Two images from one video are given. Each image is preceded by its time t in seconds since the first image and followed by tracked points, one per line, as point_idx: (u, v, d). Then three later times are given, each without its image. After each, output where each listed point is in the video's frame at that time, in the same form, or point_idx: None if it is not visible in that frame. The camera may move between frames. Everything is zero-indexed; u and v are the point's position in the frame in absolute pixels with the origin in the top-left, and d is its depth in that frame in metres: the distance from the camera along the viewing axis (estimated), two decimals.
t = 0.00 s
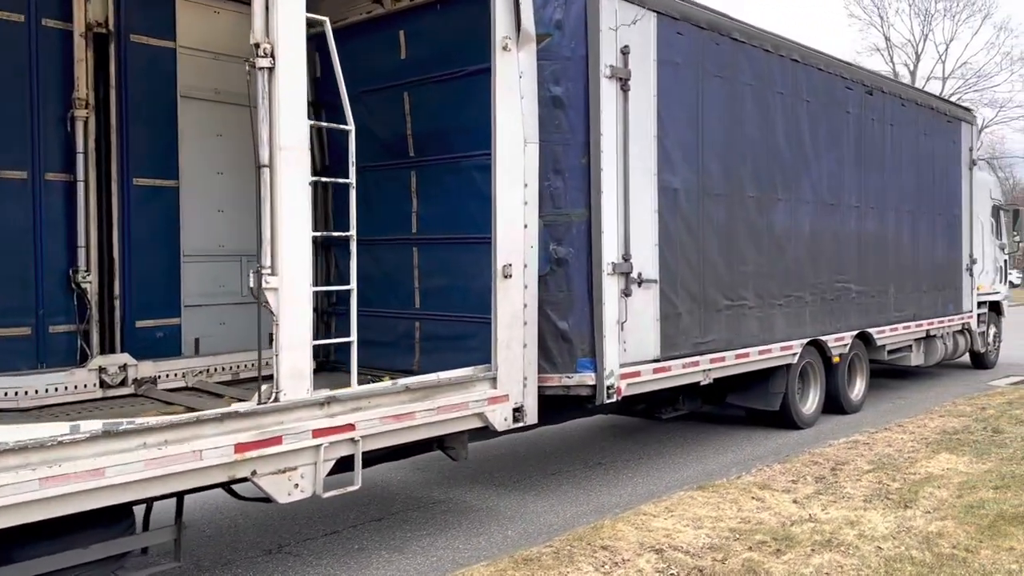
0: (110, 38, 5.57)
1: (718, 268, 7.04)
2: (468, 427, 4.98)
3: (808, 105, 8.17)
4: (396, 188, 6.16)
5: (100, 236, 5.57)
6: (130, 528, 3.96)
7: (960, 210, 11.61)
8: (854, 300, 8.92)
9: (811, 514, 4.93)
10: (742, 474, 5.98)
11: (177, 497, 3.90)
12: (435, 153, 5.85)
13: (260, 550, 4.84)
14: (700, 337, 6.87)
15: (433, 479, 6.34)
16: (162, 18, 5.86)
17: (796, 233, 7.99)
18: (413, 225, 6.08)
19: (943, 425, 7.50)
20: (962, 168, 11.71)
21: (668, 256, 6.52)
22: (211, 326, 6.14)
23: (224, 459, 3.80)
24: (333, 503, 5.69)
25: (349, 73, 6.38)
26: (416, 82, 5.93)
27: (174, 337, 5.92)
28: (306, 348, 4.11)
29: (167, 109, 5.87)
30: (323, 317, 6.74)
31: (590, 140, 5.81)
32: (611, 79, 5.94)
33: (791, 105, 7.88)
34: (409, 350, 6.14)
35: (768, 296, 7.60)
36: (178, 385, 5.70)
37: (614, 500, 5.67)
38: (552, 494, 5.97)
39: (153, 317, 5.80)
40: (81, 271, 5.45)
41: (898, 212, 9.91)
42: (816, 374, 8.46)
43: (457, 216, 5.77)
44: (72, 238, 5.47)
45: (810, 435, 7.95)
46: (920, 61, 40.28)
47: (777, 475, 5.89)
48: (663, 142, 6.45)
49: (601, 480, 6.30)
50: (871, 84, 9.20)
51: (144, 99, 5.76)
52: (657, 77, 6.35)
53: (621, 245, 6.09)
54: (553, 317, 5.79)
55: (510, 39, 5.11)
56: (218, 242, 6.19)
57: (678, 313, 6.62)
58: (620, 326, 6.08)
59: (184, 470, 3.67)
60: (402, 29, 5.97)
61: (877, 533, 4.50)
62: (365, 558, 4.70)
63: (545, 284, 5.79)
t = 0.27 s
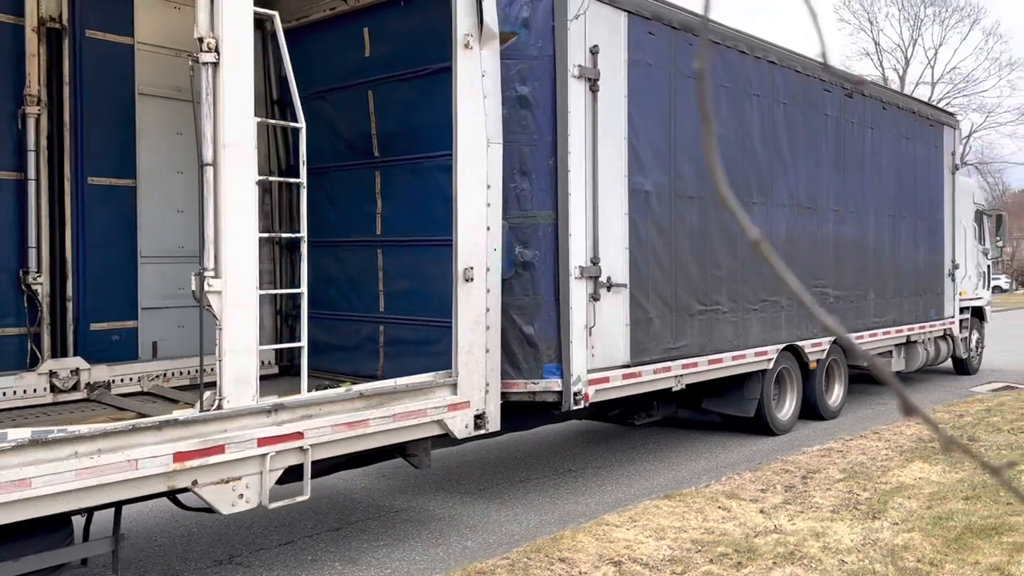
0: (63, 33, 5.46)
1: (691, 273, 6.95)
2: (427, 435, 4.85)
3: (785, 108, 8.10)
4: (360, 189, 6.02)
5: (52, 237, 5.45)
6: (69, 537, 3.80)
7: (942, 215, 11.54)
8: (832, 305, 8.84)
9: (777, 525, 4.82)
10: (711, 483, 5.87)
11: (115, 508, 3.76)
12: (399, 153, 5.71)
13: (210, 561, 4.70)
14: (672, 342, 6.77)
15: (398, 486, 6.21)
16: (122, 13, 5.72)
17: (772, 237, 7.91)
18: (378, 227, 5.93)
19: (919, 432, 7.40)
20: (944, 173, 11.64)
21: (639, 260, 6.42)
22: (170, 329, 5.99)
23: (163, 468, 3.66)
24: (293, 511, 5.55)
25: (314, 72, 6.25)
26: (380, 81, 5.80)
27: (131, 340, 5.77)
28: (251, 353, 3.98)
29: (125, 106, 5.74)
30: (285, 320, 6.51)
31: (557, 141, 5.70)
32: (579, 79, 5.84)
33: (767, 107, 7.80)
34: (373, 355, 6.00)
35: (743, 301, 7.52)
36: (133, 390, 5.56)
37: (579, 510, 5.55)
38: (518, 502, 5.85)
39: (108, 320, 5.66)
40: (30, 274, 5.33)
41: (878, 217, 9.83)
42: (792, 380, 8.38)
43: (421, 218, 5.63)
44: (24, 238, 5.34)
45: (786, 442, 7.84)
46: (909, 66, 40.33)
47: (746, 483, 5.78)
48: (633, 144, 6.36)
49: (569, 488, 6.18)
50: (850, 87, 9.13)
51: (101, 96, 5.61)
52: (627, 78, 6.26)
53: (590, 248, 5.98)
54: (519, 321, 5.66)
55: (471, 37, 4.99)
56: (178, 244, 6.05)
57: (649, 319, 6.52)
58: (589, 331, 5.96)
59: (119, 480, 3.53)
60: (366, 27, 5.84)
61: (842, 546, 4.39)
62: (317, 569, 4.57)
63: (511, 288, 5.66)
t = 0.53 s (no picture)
0: (18, 27, 5.34)
1: (667, 274, 6.84)
2: (386, 441, 4.71)
3: (766, 107, 7.99)
4: (326, 187, 5.88)
5: (6, 237, 5.33)
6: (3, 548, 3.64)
7: (931, 216, 11.41)
8: (816, 308, 8.70)
9: (745, 534, 4.69)
10: (684, 490, 5.73)
11: (50, 517, 3.61)
12: (363, 151, 5.57)
13: (160, 571, 4.55)
14: (648, 345, 6.64)
15: (364, 493, 6.07)
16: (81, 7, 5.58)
17: (752, 238, 7.81)
18: (343, 227, 5.79)
19: (901, 437, 7.26)
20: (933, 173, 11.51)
21: (613, 261, 6.30)
22: (130, 331, 5.85)
23: (98, 476, 3.50)
24: (252, 519, 5.41)
25: (279, 68, 6.12)
26: (345, 77, 5.66)
27: (89, 342, 5.63)
28: (195, 357, 3.84)
29: (82, 101, 5.58)
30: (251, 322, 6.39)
31: (526, 139, 5.56)
32: (550, 76, 5.70)
33: (747, 106, 7.70)
34: (338, 358, 5.86)
35: (721, 303, 7.42)
36: (89, 393, 5.42)
37: (546, 517, 5.41)
38: (485, 509, 5.71)
39: (65, 321, 5.51)
40: None
41: (864, 218, 9.71)
42: (775, 385, 8.29)
43: (386, 218, 5.49)
44: None
45: (767, 446, 7.71)
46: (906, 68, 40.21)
47: (719, 491, 5.64)
48: (607, 143, 6.24)
49: (540, 495, 6.04)
50: (835, 86, 9.00)
51: (58, 92, 5.46)
52: (601, 75, 6.14)
53: (561, 249, 5.84)
54: (487, 323, 5.51)
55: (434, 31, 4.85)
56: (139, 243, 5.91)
57: (623, 321, 6.39)
58: (559, 333, 5.82)
59: (50, 489, 3.38)
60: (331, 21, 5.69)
61: (810, 557, 4.25)
62: None
63: (478, 289, 5.51)
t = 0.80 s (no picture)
0: None
1: (642, 278, 6.72)
2: (340, 452, 4.57)
3: (746, 107, 7.87)
4: (288, 190, 5.74)
5: None
6: None
7: (919, 218, 11.28)
8: (797, 312, 8.58)
9: (711, 547, 4.55)
10: (653, 501, 5.59)
11: None
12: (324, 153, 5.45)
13: None
14: (620, 350, 6.50)
15: (328, 503, 5.92)
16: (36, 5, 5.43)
17: (730, 241, 7.69)
18: (304, 230, 5.65)
19: (882, 444, 7.13)
20: (921, 175, 11.37)
21: (584, 265, 6.17)
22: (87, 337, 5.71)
23: (25, 492, 3.34)
24: (209, 531, 5.27)
25: (242, 68, 6.03)
26: (306, 77, 5.53)
27: (42, 349, 5.49)
28: (132, 366, 3.70)
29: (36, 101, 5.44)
30: (215, 328, 6.33)
31: (491, 140, 5.42)
32: (516, 75, 5.57)
33: (725, 107, 7.58)
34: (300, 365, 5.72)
35: (697, 307, 7.30)
36: (41, 402, 5.30)
37: (511, 529, 5.27)
38: (450, 520, 5.56)
39: (17, 327, 5.37)
40: None
41: (849, 220, 9.58)
42: (756, 390, 8.16)
43: (347, 222, 5.35)
44: None
45: (746, 454, 7.57)
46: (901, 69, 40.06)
47: (689, 501, 5.50)
48: (577, 144, 6.11)
49: (507, 505, 5.90)
50: (817, 86, 8.88)
51: (10, 91, 5.32)
52: (571, 75, 6.01)
53: (528, 253, 5.70)
54: (450, 329, 5.35)
55: (391, 29, 4.71)
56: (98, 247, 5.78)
57: (595, 327, 6.25)
58: (526, 339, 5.68)
59: None
60: (291, 20, 5.56)
61: (774, 572, 4.12)
62: None
63: (441, 295, 5.36)
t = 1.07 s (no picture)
0: None
1: (616, 281, 6.56)
2: (290, 463, 4.41)
3: (724, 108, 7.72)
4: (247, 192, 5.59)
5: None
6: None
7: (907, 220, 11.13)
8: (778, 315, 8.47)
9: (675, 561, 4.39)
10: (623, 511, 5.43)
11: None
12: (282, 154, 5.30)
13: None
14: (593, 356, 6.34)
15: (290, 515, 5.76)
16: None
17: (708, 244, 7.55)
18: (263, 233, 5.50)
19: (863, 451, 6.98)
20: (908, 176, 11.23)
21: (554, 269, 6.00)
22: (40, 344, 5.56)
23: None
24: (163, 546, 5.12)
25: (202, 67, 5.89)
26: (264, 75, 5.39)
27: None
28: (61, 375, 3.53)
29: None
30: (176, 334, 6.21)
31: (454, 140, 5.26)
32: (480, 73, 5.41)
33: (702, 107, 7.44)
34: (260, 372, 5.56)
35: (675, 311, 7.15)
36: None
37: (474, 541, 5.10)
38: (413, 532, 5.40)
39: None
40: None
41: (834, 223, 9.43)
42: (738, 396, 8.03)
43: (304, 225, 5.19)
44: None
45: (725, 461, 7.41)
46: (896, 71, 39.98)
47: (659, 512, 5.34)
48: (547, 144, 5.95)
49: (474, 515, 5.73)
50: (799, 86, 8.74)
51: None
52: (539, 73, 5.86)
53: (494, 257, 5.54)
54: (411, 335, 5.19)
55: (343, 25, 4.56)
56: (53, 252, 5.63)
57: (565, 332, 6.09)
58: (492, 345, 5.51)
59: None
60: (248, 17, 5.42)
61: None
62: None
63: (402, 299, 5.19)
